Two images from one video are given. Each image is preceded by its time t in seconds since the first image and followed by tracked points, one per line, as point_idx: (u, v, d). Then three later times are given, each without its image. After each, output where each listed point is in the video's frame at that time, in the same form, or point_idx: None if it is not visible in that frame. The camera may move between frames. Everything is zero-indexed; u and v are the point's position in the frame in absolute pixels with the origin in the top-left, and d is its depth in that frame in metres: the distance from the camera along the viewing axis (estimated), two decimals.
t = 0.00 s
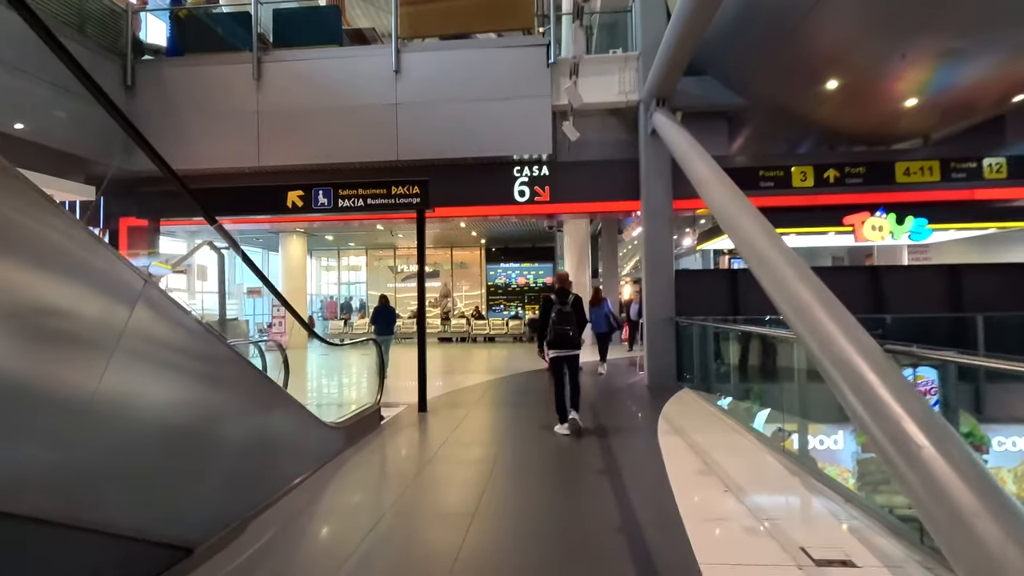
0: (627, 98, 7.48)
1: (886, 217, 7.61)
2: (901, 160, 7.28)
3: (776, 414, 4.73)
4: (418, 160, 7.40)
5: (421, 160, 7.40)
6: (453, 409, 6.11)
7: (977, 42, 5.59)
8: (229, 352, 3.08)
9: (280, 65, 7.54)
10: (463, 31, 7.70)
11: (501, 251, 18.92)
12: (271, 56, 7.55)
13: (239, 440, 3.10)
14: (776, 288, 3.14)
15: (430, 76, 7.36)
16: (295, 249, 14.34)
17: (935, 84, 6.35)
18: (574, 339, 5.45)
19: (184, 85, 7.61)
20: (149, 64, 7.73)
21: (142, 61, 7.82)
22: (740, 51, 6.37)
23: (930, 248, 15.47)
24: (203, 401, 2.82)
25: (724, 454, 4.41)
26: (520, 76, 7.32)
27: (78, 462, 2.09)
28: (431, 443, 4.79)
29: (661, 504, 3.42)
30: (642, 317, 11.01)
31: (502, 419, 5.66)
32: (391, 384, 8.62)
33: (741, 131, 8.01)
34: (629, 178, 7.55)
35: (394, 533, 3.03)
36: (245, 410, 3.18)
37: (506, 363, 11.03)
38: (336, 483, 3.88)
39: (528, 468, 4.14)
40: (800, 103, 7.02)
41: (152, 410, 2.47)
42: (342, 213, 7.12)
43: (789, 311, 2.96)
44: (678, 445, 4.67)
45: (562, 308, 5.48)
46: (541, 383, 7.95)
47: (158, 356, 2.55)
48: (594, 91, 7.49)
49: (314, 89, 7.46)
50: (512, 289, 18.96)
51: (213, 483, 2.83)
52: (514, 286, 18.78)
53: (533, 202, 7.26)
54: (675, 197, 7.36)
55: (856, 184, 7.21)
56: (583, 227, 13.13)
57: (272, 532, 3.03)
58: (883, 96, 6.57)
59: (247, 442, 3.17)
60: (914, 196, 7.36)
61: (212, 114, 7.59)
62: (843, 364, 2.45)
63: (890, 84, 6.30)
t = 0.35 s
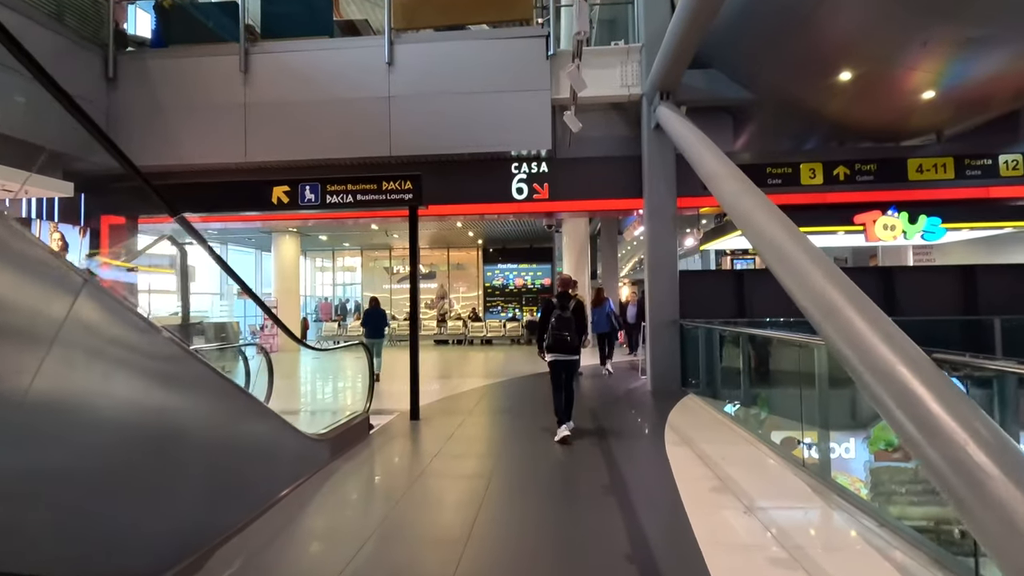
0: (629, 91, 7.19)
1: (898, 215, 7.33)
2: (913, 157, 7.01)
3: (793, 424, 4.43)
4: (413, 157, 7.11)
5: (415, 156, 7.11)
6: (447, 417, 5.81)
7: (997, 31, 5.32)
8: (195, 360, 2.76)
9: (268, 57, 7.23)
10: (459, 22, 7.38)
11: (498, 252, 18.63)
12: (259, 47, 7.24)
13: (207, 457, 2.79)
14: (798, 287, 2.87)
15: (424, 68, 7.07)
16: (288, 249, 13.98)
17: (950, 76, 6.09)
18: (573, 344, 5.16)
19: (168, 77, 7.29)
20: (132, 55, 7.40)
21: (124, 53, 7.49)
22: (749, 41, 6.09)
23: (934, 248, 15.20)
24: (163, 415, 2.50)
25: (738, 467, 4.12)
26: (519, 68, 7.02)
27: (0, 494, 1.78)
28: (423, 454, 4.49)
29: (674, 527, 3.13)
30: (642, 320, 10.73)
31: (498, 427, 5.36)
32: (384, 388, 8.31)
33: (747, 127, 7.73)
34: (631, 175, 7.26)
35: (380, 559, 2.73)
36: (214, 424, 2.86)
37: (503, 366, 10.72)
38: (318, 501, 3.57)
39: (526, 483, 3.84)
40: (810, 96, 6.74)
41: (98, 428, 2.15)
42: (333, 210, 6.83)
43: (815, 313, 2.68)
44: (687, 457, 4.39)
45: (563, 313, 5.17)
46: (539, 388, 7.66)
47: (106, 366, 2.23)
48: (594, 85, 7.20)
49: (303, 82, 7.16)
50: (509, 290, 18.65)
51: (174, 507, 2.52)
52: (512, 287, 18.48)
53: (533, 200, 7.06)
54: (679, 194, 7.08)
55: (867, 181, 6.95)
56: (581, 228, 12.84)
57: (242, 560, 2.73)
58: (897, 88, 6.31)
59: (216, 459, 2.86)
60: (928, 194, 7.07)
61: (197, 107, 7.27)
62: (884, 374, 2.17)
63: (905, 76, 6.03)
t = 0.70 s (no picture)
0: (634, 83, 6.90)
1: (913, 213, 7.07)
2: (929, 152, 6.75)
3: (814, 432, 4.12)
4: (408, 151, 6.81)
5: (409, 151, 6.80)
6: (443, 424, 5.52)
7: None
8: (154, 370, 2.45)
9: (256, 46, 6.91)
10: (456, 10, 7.07)
11: (495, 251, 18.39)
12: (246, 37, 6.91)
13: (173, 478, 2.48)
14: (834, 287, 2.61)
15: (419, 59, 6.76)
16: (281, 249, 13.63)
17: (971, 66, 5.82)
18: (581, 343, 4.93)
19: (151, 68, 6.96)
20: (113, 46, 7.06)
21: (104, 42, 7.14)
22: (760, 30, 5.79)
23: (934, 246, 15.07)
24: (117, 432, 2.19)
25: (755, 480, 3.82)
26: (518, 58, 6.72)
27: None
28: (416, 466, 4.18)
29: (695, 549, 2.85)
30: (643, 320, 10.45)
31: (497, 436, 5.05)
32: (378, 391, 8.01)
33: (755, 120, 7.44)
34: (636, 171, 6.99)
35: None
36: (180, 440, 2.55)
37: (501, 368, 10.45)
38: (301, 521, 3.26)
39: (529, 498, 3.54)
40: (823, 87, 6.46)
41: (36, 450, 1.84)
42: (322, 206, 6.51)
43: (854, 315, 2.42)
44: (699, 469, 4.10)
45: (569, 314, 4.89)
46: (540, 392, 7.39)
47: (42, 373, 1.92)
48: (597, 76, 6.90)
49: (293, 73, 6.85)
50: (506, 290, 18.42)
51: (134, 536, 2.21)
52: (509, 287, 18.26)
53: (534, 197, 6.79)
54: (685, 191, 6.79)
55: (879, 176, 6.70)
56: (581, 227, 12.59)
57: None
58: (914, 79, 6.04)
59: (185, 478, 2.55)
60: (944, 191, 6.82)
61: (182, 99, 6.95)
62: (935, 378, 1.91)
63: (923, 66, 5.77)
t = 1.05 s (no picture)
0: (635, 74, 6.62)
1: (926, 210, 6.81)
2: (941, 147, 6.49)
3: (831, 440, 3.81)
4: (399, 144, 6.51)
5: (401, 144, 6.50)
6: (435, 432, 5.20)
7: None
8: (91, 382, 2.11)
9: (239, 35, 6.59)
10: None
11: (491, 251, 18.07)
12: (230, 25, 6.60)
13: (112, 504, 2.15)
14: (874, 287, 2.32)
15: (411, 48, 6.45)
16: (271, 248, 13.28)
17: (989, 54, 5.55)
18: (578, 344, 4.62)
19: (130, 57, 6.64)
20: (90, 33, 6.73)
21: (81, 30, 6.81)
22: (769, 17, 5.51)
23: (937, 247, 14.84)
24: (40, 458, 1.86)
25: (774, 494, 3.48)
26: (514, 47, 6.42)
27: None
28: (404, 482, 3.84)
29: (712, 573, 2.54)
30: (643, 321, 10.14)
31: (492, 446, 4.72)
32: (368, 396, 7.68)
33: (761, 114, 7.16)
34: (637, 166, 6.70)
35: None
36: (124, 460, 2.22)
37: (497, 371, 10.13)
38: (273, 543, 2.94)
39: (527, 517, 3.22)
40: (833, 78, 6.19)
41: None
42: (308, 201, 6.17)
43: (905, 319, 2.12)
44: (712, 482, 3.77)
45: (563, 315, 4.62)
46: (537, 397, 7.09)
47: None
48: (597, 66, 6.62)
49: (278, 62, 6.53)
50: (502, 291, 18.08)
51: None
52: (505, 288, 17.93)
53: (530, 192, 6.52)
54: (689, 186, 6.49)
55: (890, 172, 6.43)
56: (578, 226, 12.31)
57: None
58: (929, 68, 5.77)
59: (128, 504, 2.22)
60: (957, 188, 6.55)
61: (163, 91, 6.63)
62: (1015, 397, 1.60)
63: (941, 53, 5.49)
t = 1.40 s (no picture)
0: (635, 63, 6.33)
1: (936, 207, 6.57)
2: (953, 141, 6.24)
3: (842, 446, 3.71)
4: (387, 137, 6.20)
5: (389, 136, 6.18)
6: (424, 441, 4.90)
7: None
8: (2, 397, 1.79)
9: (218, 20, 6.24)
10: None
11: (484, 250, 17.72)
12: (208, 11, 6.26)
13: (23, 548, 1.81)
14: (920, 285, 2.03)
15: (400, 35, 6.13)
16: (257, 247, 12.92)
17: (1006, 42, 5.30)
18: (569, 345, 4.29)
19: (102, 43, 6.29)
20: (60, 18, 6.36)
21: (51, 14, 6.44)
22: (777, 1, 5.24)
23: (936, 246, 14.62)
24: None
25: (794, 515, 3.18)
26: (509, 34, 6.11)
27: None
28: (387, 503, 3.50)
29: None
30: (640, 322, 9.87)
31: (484, 457, 4.41)
32: (355, 400, 7.34)
33: (765, 107, 6.88)
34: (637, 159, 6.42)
35: None
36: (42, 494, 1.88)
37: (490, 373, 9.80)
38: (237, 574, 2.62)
39: (522, 545, 2.89)
40: (842, 68, 5.91)
41: None
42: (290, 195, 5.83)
43: (966, 324, 1.82)
44: (725, 501, 3.45)
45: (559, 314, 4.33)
46: (532, 401, 6.79)
47: None
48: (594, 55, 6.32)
49: (260, 49, 6.20)
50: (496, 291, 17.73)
51: None
52: (499, 288, 17.59)
53: (525, 188, 6.23)
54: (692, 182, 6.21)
55: (900, 167, 6.17)
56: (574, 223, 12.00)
57: None
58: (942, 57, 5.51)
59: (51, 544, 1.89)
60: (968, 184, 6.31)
61: (136, 79, 6.28)
62: None
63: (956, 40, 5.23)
